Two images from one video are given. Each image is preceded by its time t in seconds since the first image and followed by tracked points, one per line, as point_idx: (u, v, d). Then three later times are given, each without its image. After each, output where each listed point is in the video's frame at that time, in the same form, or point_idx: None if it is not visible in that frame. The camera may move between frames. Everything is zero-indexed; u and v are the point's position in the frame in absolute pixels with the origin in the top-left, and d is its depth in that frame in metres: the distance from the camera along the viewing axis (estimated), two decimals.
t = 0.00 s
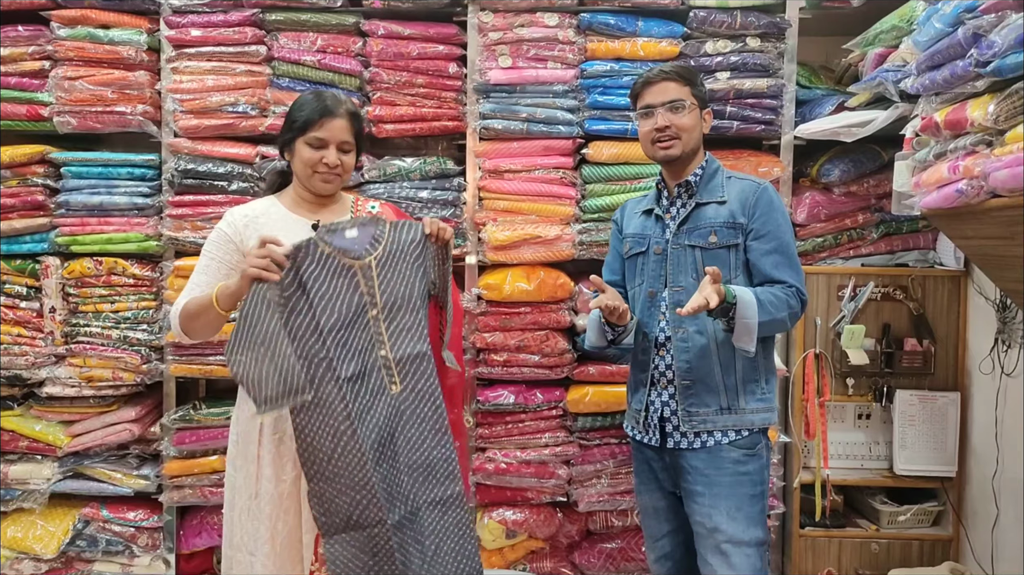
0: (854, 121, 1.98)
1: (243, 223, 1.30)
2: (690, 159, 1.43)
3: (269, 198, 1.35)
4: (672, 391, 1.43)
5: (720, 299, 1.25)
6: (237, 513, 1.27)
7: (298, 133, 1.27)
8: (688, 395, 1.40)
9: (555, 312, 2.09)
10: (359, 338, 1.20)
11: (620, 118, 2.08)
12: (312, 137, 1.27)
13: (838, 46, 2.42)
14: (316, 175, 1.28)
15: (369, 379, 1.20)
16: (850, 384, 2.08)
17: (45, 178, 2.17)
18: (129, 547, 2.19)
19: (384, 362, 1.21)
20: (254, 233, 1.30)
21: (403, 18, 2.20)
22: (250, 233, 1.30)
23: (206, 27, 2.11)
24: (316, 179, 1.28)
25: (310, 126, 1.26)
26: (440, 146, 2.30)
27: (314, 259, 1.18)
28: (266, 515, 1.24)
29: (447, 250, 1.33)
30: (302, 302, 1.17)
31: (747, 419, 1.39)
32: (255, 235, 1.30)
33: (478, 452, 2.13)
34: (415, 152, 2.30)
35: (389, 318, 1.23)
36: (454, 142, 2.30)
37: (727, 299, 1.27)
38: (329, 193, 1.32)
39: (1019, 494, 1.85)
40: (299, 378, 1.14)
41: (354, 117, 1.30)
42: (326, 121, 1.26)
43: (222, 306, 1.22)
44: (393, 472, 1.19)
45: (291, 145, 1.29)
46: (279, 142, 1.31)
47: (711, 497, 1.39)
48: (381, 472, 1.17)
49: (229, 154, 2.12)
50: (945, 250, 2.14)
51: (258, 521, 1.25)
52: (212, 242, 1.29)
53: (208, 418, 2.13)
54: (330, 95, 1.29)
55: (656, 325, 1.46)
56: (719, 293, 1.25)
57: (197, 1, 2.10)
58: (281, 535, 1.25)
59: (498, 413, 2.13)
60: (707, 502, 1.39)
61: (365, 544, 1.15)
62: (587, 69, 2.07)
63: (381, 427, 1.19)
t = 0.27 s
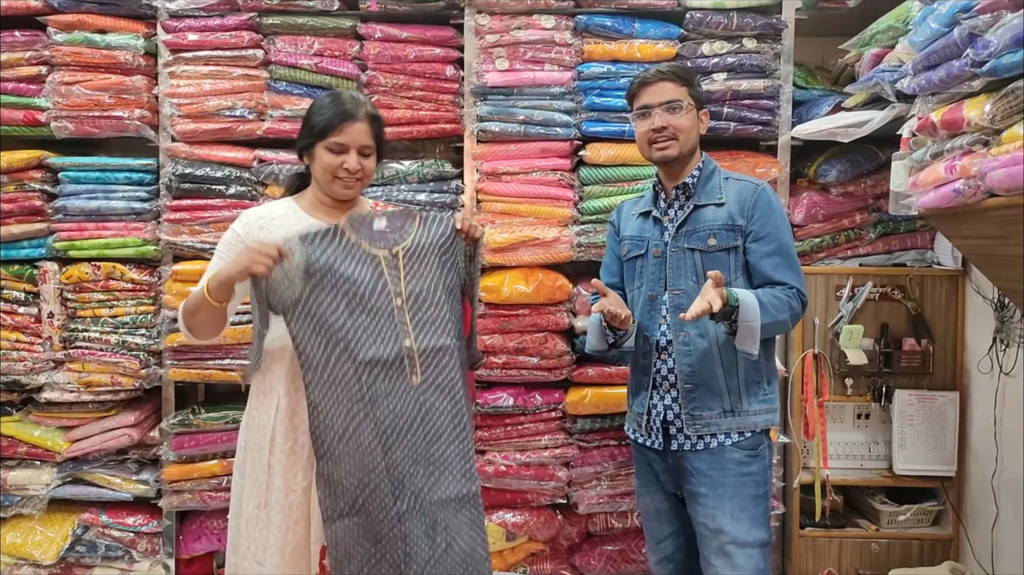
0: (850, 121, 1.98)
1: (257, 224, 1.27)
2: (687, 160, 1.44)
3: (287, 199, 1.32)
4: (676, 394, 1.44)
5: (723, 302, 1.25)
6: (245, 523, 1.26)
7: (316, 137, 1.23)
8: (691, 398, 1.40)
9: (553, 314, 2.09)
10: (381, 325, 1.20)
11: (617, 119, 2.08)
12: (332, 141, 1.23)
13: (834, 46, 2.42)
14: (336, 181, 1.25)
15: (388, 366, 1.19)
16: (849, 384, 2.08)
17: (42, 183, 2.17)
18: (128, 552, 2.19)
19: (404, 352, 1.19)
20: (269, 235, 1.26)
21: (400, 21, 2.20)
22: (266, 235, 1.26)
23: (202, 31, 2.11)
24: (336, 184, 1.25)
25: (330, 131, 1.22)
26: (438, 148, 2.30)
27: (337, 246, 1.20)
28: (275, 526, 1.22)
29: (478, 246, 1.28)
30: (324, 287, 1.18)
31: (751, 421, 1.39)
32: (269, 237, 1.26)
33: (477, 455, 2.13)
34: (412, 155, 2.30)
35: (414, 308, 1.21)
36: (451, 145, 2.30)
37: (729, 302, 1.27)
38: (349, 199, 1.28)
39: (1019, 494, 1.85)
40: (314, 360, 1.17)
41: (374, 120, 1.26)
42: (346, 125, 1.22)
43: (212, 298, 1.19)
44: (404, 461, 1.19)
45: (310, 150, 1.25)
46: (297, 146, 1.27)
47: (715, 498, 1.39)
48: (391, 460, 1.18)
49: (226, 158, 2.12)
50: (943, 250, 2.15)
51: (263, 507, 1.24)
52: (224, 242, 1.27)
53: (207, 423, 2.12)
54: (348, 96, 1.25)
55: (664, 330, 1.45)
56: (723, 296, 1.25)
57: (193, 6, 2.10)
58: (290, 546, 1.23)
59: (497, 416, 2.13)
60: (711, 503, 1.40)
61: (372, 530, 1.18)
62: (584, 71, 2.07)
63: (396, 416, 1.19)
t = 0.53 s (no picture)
0: (845, 123, 1.99)
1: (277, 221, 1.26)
2: (681, 162, 1.44)
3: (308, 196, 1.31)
4: (675, 396, 1.43)
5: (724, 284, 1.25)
6: (259, 530, 1.20)
7: (339, 130, 1.23)
8: (691, 400, 1.40)
9: (549, 316, 2.09)
10: (386, 319, 1.22)
11: (612, 121, 2.08)
12: (353, 132, 1.23)
13: (829, 48, 2.43)
14: (359, 173, 1.24)
15: (392, 360, 1.20)
16: (844, 385, 2.09)
17: (36, 185, 2.17)
18: (123, 555, 2.19)
19: (405, 350, 1.21)
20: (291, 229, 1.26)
21: (395, 22, 2.20)
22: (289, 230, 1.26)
23: (197, 33, 2.10)
24: (358, 177, 1.24)
25: (352, 122, 1.22)
26: (433, 150, 2.30)
27: (356, 233, 1.20)
28: (292, 533, 1.18)
29: (498, 247, 1.31)
30: (336, 275, 1.18)
31: (751, 421, 1.40)
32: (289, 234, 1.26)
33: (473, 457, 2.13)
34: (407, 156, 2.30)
35: (420, 305, 1.23)
36: (447, 147, 2.30)
37: (730, 288, 1.28)
38: (371, 194, 1.28)
39: (1014, 494, 1.86)
40: (318, 350, 1.15)
41: (396, 112, 1.26)
42: (368, 116, 1.22)
43: (233, 295, 1.16)
44: (398, 461, 1.18)
45: (332, 143, 1.25)
46: (318, 139, 1.26)
47: (716, 499, 1.39)
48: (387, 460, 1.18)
49: (221, 160, 2.12)
50: (938, 251, 2.15)
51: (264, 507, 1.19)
52: (245, 240, 1.26)
53: (202, 426, 2.11)
54: (369, 88, 1.24)
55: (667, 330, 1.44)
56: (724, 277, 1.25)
57: (188, 7, 2.09)
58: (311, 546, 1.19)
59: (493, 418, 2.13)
60: (711, 504, 1.39)
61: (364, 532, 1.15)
62: (579, 73, 2.07)
63: (397, 412, 1.19)
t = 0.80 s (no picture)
0: (844, 122, 1.99)
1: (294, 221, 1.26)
2: (680, 161, 1.44)
3: (323, 195, 1.31)
4: (680, 397, 1.44)
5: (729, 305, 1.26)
6: (274, 534, 1.19)
7: (355, 125, 1.24)
8: (695, 400, 1.40)
9: (548, 315, 2.09)
10: (400, 321, 1.23)
11: (611, 120, 2.08)
12: (370, 127, 1.23)
13: (828, 47, 2.42)
14: (376, 168, 1.24)
15: (404, 361, 1.22)
16: (843, 384, 2.08)
17: (34, 183, 2.16)
18: (121, 553, 2.19)
19: (416, 354, 1.23)
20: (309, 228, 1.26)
21: (394, 21, 2.19)
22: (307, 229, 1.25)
23: (195, 31, 2.10)
24: (376, 173, 1.24)
25: (368, 116, 1.22)
26: (432, 148, 2.30)
27: (373, 232, 1.20)
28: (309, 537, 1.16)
29: (520, 250, 1.30)
30: (353, 276, 1.19)
31: (756, 420, 1.40)
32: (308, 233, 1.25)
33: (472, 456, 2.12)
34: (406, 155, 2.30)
35: (435, 308, 1.24)
36: (445, 146, 2.30)
37: (736, 304, 1.27)
38: (387, 190, 1.27)
39: (1012, 493, 1.86)
40: (332, 350, 1.16)
41: (413, 107, 1.26)
42: (385, 110, 1.22)
43: (260, 302, 1.18)
44: (405, 464, 1.22)
45: (349, 138, 1.25)
46: (335, 134, 1.27)
47: (718, 496, 1.40)
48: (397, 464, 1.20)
49: (220, 159, 2.11)
50: (937, 250, 2.15)
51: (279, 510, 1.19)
52: (262, 242, 1.25)
53: (200, 424, 2.11)
54: (385, 83, 1.25)
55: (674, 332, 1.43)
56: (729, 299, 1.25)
57: (186, 5, 2.09)
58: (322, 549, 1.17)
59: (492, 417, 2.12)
60: (714, 501, 1.40)
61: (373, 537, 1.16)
62: (578, 72, 2.07)
63: (408, 415, 1.22)
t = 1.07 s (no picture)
0: (842, 120, 1.98)
1: (303, 219, 1.26)
2: (680, 159, 1.43)
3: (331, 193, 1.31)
4: (680, 397, 1.44)
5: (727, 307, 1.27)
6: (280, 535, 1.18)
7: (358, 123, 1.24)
8: (696, 400, 1.40)
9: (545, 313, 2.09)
10: (412, 329, 1.23)
11: (609, 118, 2.08)
12: (373, 125, 1.23)
13: (826, 45, 2.42)
14: (380, 166, 1.24)
15: (415, 370, 1.22)
16: (840, 382, 2.09)
17: (31, 181, 2.16)
18: (119, 551, 2.19)
19: (428, 362, 1.22)
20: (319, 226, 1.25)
21: (392, 18, 2.19)
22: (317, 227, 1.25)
23: (193, 28, 2.10)
24: (381, 170, 1.24)
25: (371, 115, 1.22)
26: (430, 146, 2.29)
27: (386, 236, 1.20)
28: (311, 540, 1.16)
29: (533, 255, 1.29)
30: (365, 283, 1.19)
31: (756, 419, 1.40)
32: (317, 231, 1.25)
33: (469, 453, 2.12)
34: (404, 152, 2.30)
35: (447, 316, 1.24)
36: (443, 143, 2.29)
37: (734, 307, 1.27)
38: (394, 187, 1.27)
39: (1009, 491, 1.86)
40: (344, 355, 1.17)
41: (416, 102, 1.25)
42: (386, 107, 1.22)
43: (279, 303, 1.17)
44: (412, 473, 1.23)
45: (355, 137, 1.25)
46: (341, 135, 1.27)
47: (717, 493, 1.40)
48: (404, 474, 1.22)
49: (217, 156, 2.11)
50: (934, 248, 2.15)
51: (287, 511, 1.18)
52: (272, 242, 1.25)
53: (197, 421, 2.11)
54: (387, 80, 1.25)
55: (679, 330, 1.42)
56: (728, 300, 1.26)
57: (184, 2, 2.09)
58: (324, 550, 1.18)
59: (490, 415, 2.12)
60: (713, 498, 1.41)
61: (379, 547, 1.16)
62: (576, 69, 2.07)
63: (418, 424, 1.22)
